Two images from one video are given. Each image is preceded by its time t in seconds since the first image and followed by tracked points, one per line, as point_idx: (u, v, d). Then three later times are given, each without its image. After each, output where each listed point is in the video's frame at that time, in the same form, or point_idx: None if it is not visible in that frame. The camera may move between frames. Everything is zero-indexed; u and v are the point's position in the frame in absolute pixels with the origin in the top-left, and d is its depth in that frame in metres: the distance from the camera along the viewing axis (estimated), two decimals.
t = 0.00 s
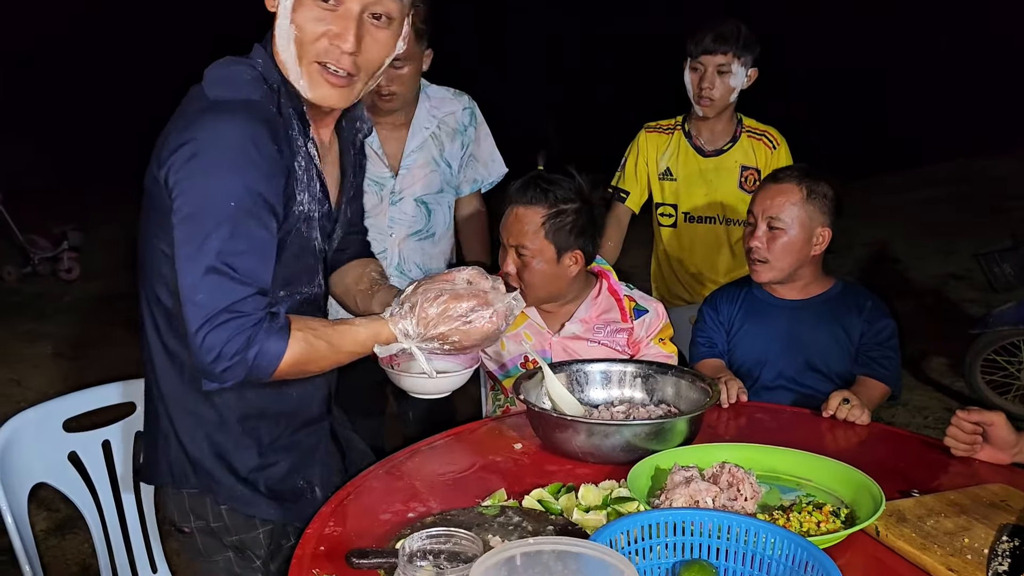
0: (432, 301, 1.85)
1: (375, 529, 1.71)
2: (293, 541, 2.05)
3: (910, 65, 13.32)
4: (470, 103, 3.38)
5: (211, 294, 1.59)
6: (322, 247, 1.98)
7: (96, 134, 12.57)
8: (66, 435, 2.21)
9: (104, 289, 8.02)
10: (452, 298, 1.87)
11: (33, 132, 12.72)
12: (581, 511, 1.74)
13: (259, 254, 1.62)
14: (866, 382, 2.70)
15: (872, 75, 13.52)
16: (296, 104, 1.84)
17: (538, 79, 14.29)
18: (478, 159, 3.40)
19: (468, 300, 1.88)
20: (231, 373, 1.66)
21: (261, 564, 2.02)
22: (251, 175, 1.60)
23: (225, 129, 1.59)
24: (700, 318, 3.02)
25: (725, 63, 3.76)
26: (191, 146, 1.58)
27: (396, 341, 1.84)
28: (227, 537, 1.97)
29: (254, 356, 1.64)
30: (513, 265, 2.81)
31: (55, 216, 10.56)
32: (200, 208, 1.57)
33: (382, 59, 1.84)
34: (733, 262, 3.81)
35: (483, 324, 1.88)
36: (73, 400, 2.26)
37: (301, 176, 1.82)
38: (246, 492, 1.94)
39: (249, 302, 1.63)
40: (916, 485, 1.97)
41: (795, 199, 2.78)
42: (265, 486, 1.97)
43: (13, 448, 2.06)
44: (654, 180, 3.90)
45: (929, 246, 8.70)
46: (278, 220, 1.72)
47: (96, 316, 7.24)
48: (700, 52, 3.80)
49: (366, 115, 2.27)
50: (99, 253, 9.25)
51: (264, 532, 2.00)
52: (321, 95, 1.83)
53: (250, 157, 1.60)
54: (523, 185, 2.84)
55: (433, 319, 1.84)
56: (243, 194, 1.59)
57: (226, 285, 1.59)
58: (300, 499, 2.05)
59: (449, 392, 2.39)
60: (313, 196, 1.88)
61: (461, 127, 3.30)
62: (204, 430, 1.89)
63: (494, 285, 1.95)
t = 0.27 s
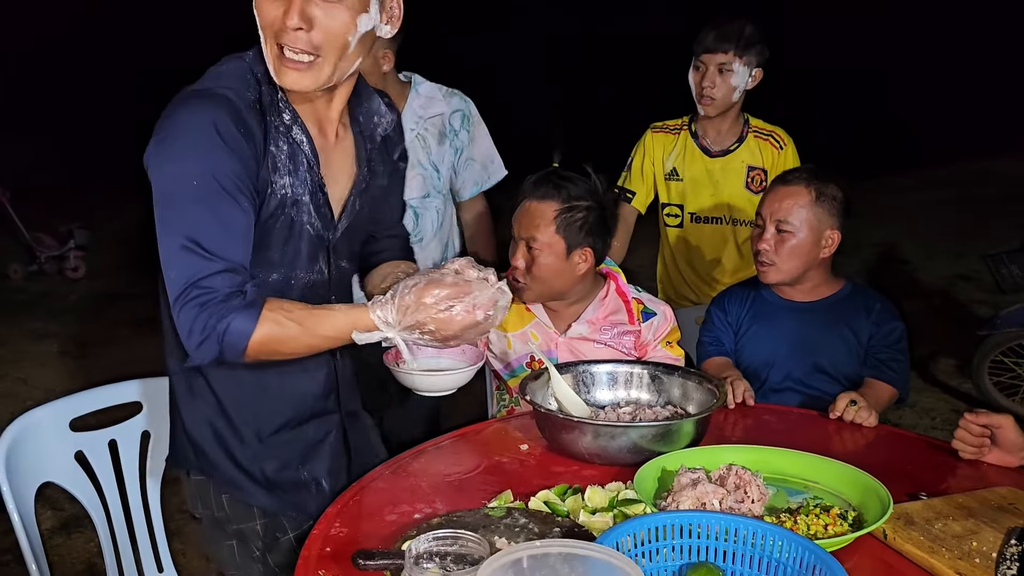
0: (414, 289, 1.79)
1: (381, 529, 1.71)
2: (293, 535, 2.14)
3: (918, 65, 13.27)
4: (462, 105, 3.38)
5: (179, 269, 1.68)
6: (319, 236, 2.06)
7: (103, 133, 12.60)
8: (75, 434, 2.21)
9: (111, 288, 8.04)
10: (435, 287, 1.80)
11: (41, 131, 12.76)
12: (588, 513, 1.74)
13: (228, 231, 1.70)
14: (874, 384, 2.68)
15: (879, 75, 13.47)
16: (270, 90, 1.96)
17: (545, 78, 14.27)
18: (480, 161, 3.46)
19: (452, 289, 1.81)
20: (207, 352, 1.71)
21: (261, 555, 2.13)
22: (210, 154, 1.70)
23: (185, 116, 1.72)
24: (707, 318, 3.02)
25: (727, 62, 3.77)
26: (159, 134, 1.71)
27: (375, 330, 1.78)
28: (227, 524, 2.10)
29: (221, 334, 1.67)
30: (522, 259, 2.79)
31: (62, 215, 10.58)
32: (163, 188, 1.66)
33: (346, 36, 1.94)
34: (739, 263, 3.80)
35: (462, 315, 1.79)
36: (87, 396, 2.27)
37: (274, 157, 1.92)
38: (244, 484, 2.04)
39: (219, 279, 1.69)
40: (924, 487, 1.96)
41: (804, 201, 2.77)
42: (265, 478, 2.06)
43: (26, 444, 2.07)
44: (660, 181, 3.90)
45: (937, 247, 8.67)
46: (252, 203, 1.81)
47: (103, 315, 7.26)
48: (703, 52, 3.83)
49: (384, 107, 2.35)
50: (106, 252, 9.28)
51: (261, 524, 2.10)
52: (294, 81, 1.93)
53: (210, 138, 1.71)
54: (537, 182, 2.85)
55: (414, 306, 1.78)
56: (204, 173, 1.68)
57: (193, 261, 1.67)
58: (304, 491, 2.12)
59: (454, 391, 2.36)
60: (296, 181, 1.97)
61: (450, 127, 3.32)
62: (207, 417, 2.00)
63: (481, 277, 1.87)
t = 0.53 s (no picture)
0: (387, 273, 1.82)
1: (385, 530, 1.71)
2: (296, 522, 2.25)
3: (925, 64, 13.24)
4: (441, 117, 3.31)
5: (174, 251, 1.85)
6: (322, 229, 2.14)
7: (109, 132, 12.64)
8: (82, 433, 2.21)
9: (117, 287, 8.07)
10: (406, 271, 1.82)
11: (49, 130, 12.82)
12: (592, 514, 1.74)
13: (216, 217, 1.86)
14: (879, 386, 2.67)
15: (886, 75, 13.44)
16: (272, 87, 2.09)
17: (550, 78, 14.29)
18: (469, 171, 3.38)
19: (421, 272, 1.82)
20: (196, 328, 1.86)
21: (266, 539, 2.25)
22: (201, 146, 1.85)
23: (182, 111, 1.89)
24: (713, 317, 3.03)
25: (730, 62, 3.75)
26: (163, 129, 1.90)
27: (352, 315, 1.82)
28: (234, 509, 2.23)
29: (204, 313, 1.80)
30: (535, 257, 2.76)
31: (69, 213, 10.63)
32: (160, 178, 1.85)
33: (329, 22, 2.02)
34: (744, 264, 3.79)
35: (431, 300, 1.81)
36: (96, 395, 2.26)
37: (269, 150, 2.03)
38: (248, 468, 2.17)
39: (205, 260, 1.84)
40: (929, 490, 1.95)
41: (811, 204, 2.76)
42: (269, 465, 2.18)
43: (32, 441, 2.07)
44: (665, 181, 3.90)
45: (942, 248, 8.65)
46: (245, 192, 1.94)
47: (110, 313, 7.28)
48: (706, 53, 3.82)
49: (389, 104, 2.33)
50: (112, 250, 9.31)
51: (266, 509, 2.22)
52: (290, 68, 2.03)
53: (201, 132, 1.87)
54: (550, 182, 2.84)
55: (387, 290, 1.80)
56: (194, 163, 1.84)
57: (183, 243, 1.84)
58: (308, 480, 2.23)
59: (461, 391, 2.35)
60: (294, 174, 2.06)
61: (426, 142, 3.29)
62: (217, 399, 2.14)
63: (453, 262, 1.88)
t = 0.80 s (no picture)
0: (377, 265, 1.89)
1: (387, 530, 1.71)
2: (303, 513, 2.27)
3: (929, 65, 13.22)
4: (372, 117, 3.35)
5: (182, 242, 1.95)
6: (329, 226, 2.15)
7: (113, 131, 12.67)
8: (82, 433, 2.21)
9: (121, 286, 8.08)
10: (395, 262, 1.89)
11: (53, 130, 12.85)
12: (594, 515, 1.74)
13: (220, 209, 1.93)
14: (881, 388, 2.67)
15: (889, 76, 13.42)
16: (282, 86, 2.12)
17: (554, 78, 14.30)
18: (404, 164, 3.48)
19: (409, 263, 1.89)
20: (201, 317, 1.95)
21: (273, 529, 2.29)
22: (207, 141, 1.93)
23: (193, 109, 1.97)
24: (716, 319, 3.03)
25: (732, 63, 3.75)
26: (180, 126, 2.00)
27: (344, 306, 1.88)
28: (245, 499, 2.28)
29: (210, 302, 1.89)
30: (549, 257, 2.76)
31: (73, 213, 10.65)
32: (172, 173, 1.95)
33: (329, 21, 2.03)
34: (746, 264, 3.79)
35: (419, 289, 1.87)
36: (94, 395, 2.26)
37: (275, 147, 2.05)
38: (257, 457, 2.21)
39: (210, 251, 1.92)
40: (931, 492, 1.95)
41: (814, 207, 2.75)
42: (278, 454, 2.21)
43: (31, 441, 2.07)
44: (667, 182, 3.90)
45: (945, 249, 8.64)
46: (250, 188, 1.99)
47: (114, 312, 7.30)
48: (708, 54, 3.81)
49: (397, 106, 2.33)
50: (116, 249, 9.33)
51: (275, 499, 2.26)
52: (292, 65, 2.04)
53: (209, 131, 1.93)
54: (556, 184, 2.83)
55: (376, 280, 1.86)
56: (201, 159, 1.92)
57: (190, 234, 1.93)
58: (315, 471, 2.25)
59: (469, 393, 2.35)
60: (299, 171, 2.08)
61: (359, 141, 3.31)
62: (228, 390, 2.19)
63: (438, 254, 1.94)
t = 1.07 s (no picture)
0: (369, 252, 1.90)
1: (387, 530, 1.72)
2: (310, 506, 2.30)
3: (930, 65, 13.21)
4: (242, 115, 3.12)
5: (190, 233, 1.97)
6: (335, 221, 2.16)
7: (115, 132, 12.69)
8: (83, 433, 2.21)
9: (122, 285, 8.09)
10: (385, 248, 1.90)
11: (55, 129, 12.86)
12: (594, 515, 1.74)
13: (226, 201, 1.96)
14: (881, 388, 2.68)
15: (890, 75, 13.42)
16: (289, 86, 2.15)
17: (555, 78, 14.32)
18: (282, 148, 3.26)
19: (398, 249, 1.89)
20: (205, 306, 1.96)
21: (281, 520, 2.32)
22: (214, 136, 1.96)
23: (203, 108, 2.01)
24: (716, 321, 3.03)
25: (733, 64, 3.74)
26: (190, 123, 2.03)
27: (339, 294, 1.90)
28: (256, 491, 2.31)
29: (213, 291, 1.91)
30: (554, 256, 2.74)
31: (76, 212, 10.67)
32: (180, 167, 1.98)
33: (326, 20, 2.03)
34: (747, 265, 3.79)
35: (407, 276, 1.87)
36: (95, 394, 2.26)
37: (280, 143, 2.07)
38: (264, 448, 2.23)
39: (214, 242, 1.95)
40: (932, 492, 1.95)
41: (815, 208, 2.75)
42: (285, 447, 2.23)
43: (33, 441, 2.07)
44: (668, 182, 3.90)
45: (947, 249, 8.64)
46: (255, 181, 2.01)
47: (115, 311, 7.31)
48: (710, 55, 3.79)
49: (402, 105, 2.33)
50: (117, 249, 9.33)
51: (283, 492, 2.29)
52: (293, 65, 2.06)
53: (216, 126, 1.97)
54: (560, 184, 2.81)
55: (367, 267, 1.88)
56: (207, 154, 1.95)
57: (195, 225, 1.96)
58: (319, 462, 2.26)
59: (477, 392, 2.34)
60: (305, 165, 2.10)
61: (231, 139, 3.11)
62: (236, 380, 2.23)
63: (428, 241, 1.94)
